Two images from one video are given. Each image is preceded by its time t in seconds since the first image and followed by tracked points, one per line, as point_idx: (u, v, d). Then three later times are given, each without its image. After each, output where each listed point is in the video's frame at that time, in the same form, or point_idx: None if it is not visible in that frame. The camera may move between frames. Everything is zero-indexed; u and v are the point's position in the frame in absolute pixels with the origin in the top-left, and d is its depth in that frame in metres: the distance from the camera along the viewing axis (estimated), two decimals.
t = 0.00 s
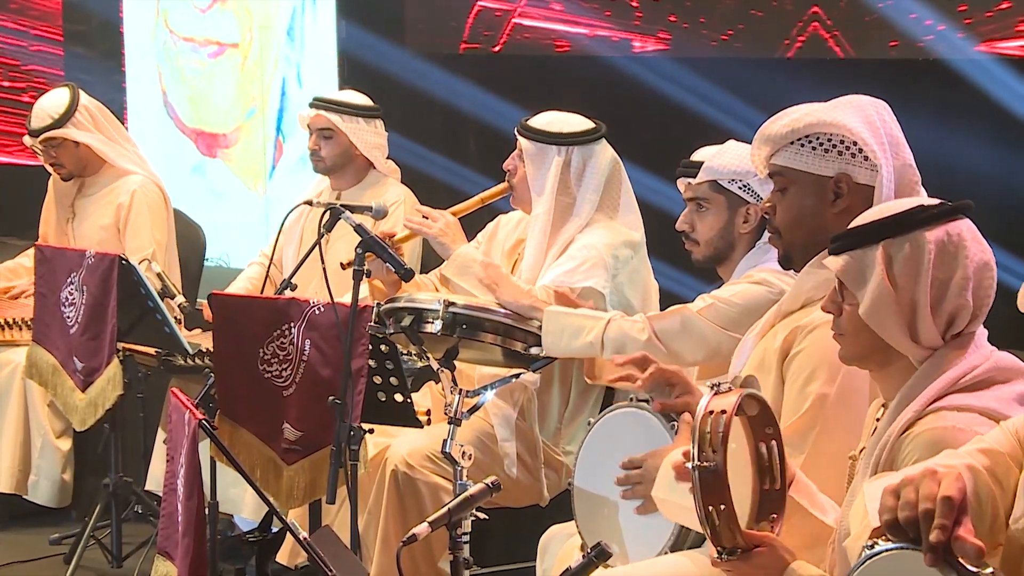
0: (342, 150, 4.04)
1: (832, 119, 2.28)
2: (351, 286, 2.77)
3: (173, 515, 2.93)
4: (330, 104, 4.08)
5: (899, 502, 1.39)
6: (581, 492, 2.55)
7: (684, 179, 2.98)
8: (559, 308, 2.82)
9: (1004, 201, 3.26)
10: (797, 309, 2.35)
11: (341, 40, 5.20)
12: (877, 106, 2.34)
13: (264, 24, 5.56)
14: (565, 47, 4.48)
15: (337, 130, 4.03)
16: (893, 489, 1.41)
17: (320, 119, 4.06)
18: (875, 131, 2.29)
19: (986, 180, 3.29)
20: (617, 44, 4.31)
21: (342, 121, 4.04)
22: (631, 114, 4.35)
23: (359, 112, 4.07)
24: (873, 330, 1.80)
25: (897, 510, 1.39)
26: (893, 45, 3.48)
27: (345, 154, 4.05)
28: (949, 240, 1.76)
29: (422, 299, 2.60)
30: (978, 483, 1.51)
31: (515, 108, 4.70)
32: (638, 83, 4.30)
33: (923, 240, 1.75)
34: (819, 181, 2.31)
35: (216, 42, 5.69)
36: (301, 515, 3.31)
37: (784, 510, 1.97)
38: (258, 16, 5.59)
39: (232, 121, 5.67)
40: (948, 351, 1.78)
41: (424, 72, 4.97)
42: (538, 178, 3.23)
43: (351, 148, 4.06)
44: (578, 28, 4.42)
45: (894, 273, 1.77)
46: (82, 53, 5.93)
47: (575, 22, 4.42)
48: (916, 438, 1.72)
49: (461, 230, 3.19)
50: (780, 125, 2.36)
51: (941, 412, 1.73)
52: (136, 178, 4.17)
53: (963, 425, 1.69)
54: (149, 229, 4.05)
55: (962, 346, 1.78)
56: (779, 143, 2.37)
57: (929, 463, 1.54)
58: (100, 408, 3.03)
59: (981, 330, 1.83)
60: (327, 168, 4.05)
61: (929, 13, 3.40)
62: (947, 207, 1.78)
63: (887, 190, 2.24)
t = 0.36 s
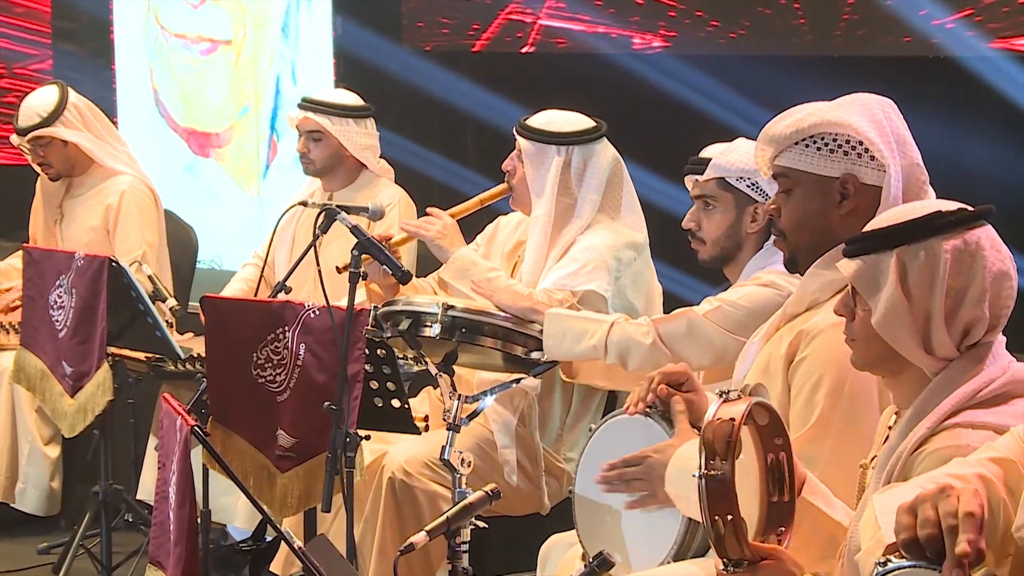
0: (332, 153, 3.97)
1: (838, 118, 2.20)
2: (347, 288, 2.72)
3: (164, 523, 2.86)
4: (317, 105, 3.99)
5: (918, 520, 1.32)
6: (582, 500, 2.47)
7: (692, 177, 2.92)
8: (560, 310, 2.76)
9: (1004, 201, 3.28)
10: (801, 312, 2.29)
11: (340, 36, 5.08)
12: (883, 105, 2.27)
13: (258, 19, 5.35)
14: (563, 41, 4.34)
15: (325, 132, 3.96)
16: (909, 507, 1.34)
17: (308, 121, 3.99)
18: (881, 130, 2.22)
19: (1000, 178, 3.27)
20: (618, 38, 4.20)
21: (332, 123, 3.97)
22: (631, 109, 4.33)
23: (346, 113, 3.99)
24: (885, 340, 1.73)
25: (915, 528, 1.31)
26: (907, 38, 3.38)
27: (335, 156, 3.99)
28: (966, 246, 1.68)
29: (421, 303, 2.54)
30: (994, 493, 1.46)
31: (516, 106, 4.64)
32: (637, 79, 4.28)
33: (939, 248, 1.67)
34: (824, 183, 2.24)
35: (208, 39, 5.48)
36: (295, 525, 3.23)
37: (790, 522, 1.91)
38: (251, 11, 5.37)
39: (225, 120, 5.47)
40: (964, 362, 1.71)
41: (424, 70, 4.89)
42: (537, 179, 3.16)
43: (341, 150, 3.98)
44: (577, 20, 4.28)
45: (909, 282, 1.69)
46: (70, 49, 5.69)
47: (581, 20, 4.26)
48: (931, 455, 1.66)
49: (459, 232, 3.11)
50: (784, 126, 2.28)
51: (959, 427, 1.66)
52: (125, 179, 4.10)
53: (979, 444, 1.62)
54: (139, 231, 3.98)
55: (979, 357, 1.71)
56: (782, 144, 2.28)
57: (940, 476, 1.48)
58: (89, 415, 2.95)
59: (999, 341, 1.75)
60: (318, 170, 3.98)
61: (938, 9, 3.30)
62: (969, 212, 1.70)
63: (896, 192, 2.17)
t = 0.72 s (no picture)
0: (331, 152, 3.90)
1: (845, 119, 2.12)
2: (344, 293, 2.65)
3: (155, 533, 2.78)
4: (316, 105, 3.93)
5: (920, 526, 1.30)
6: (586, 509, 2.40)
7: (694, 180, 2.85)
8: (562, 317, 2.68)
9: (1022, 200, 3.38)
10: (810, 318, 2.20)
11: (334, 34, 4.91)
12: (892, 104, 2.19)
13: (252, 17, 5.25)
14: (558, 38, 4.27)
15: (323, 132, 3.89)
16: (914, 512, 1.32)
17: (304, 122, 3.92)
18: (890, 129, 2.14)
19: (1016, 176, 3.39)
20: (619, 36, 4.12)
21: (330, 122, 3.90)
22: (635, 118, 4.27)
23: (348, 112, 3.93)
24: (901, 352, 1.65)
25: (916, 534, 1.29)
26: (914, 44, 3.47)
27: (334, 157, 3.91)
28: (984, 256, 1.61)
29: (418, 307, 2.46)
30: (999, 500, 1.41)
31: (516, 105, 4.54)
32: (642, 79, 4.20)
33: (957, 258, 1.61)
34: (832, 184, 2.15)
35: (202, 37, 5.32)
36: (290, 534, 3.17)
37: (798, 534, 1.82)
38: (245, 8, 5.26)
39: (218, 120, 5.32)
40: (978, 373, 1.64)
41: (421, 67, 4.75)
42: (538, 181, 3.10)
43: (340, 149, 3.91)
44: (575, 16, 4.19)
45: (926, 293, 1.62)
46: (58, 48, 5.31)
47: (584, 17, 4.18)
48: (947, 472, 1.60)
49: (457, 234, 3.03)
50: (792, 126, 2.19)
51: (975, 443, 1.59)
52: (116, 179, 4.05)
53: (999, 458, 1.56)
54: (128, 232, 3.91)
55: (993, 368, 1.64)
56: (789, 145, 2.19)
57: (947, 484, 1.43)
58: (79, 422, 2.88)
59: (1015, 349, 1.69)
60: (316, 170, 3.91)
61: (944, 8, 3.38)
62: (985, 220, 1.63)
63: (904, 194, 2.09)
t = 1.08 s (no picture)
0: (330, 152, 3.84)
1: (855, 116, 2.04)
2: (340, 295, 2.57)
3: (146, 542, 2.72)
4: (313, 103, 3.87)
5: (924, 535, 1.23)
6: (586, 515, 2.31)
7: (698, 179, 2.78)
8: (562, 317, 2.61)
9: None
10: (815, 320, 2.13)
11: (330, 29, 4.79)
12: (903, 102, 2.09)
13: (245, 12, 5.07)
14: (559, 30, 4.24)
15: (321, 131, 3.83)
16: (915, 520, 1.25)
17: (302, 121, 3.86)
18: (900, 127, 2.05)
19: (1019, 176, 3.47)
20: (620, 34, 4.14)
21: (327, 121, 3.84)
22: (637, 116, 4.21)
23: (344, 108, 3.87)
24: (912, 359, 1.59)
25: (921, 544, 1.23)
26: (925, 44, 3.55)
27: (332, 157, 3.85)
28: (997, 257, 1.55)
29: (415, 310, 2.43)
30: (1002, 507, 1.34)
31: (518, 104, 4.45)
32: (649, 79, 4.14)
33: (969, 260, 1.54)
34: (840, 182, 2.07)
35: (194, 33, 5.18)
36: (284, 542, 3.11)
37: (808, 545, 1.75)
38: (238, 3, 5.08)
39: (211, 118, 5.18)
40: (990, 378, 1.57)
41: (417, 64, 4.63)
42: (548, 182, 3.02)
43: (338, 149, 3.85)
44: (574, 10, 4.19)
45: (938, 297, 1.56)
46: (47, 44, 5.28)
47: (589, 13, 4.17)
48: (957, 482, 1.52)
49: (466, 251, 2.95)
50: (799, 124, 2.12)
51: (985, 451, 1.52)
52: (107, 180, 3.99)
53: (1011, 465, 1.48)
54: (119, 234, 3.85)
55: (1005, 372, 1.57)
56: (797, 143, 2.12)
57: (945, 490, 1.37)
58: (69, 428, 2.82)
59: None
60: (314, 171, 3.84)
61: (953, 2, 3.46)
62: (997, 219, 1.57)
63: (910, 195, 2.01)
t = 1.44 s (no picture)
0: (321, 155, 3.77)
1: (864, 117, 1.97)
2: (336, 299, 2.50)
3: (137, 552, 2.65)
4: (300, 106, 3.79)
5: (916, 548, 1.27)
6: (589, 527, 2.19)
7: (704, 182, 2.72)
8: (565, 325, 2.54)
9: None
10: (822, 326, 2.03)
11: (325, 26, 4.64)
12: (915, 103, 2.03)
13: (239, 9, 5.04)
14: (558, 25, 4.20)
15: (311, 134, 3.76)
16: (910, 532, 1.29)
17: (291, 125, 3.79)
18: (910, 128, 1.98)
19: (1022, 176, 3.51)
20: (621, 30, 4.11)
21: (317, 124, 3.76)
22: (641, 118, 4.16)
23: (334, 109, 3.79)
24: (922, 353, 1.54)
25: (913, 557, 1.27)
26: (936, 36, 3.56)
27: (323, 159, 3.78)
28: (1012, 256, 1.49)
29: (414, 315, 2.36)
30: (993, 511, 1.35)
31: (520, 104, 4.38)
32: (653, 78, 4.11)
33: (983, 256, 1.49)
34: (847, 184, 2.00)
35: (186, 31, 5.09)
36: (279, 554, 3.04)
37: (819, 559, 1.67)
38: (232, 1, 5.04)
39: (204, 118, 5.11)
40: (1003, 380, 1.51)
41: (416, 63, 4.52)
42: (565, 190, 2.97)
43: (330, 151, 3.78)
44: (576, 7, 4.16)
45: (951, 293, 1.51)
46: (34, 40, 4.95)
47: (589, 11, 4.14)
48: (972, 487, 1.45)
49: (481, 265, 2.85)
50: (807, 121, 2.04)
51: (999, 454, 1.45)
52: (98, 182, 3.94)
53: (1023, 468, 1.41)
54: (110, 236, 3.82)
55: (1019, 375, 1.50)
56: (805, 141, 2.04)
57: (934, 497, 1.38)
58: (58, 435, 2.76)
59: None
60: (306, 175, 3.78)
61: None
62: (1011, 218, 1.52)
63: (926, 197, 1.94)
